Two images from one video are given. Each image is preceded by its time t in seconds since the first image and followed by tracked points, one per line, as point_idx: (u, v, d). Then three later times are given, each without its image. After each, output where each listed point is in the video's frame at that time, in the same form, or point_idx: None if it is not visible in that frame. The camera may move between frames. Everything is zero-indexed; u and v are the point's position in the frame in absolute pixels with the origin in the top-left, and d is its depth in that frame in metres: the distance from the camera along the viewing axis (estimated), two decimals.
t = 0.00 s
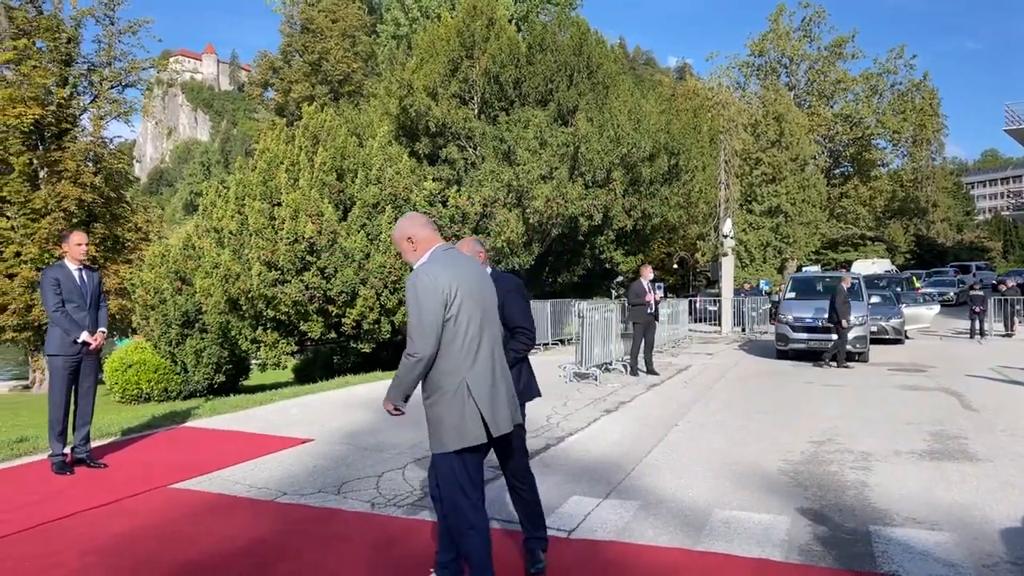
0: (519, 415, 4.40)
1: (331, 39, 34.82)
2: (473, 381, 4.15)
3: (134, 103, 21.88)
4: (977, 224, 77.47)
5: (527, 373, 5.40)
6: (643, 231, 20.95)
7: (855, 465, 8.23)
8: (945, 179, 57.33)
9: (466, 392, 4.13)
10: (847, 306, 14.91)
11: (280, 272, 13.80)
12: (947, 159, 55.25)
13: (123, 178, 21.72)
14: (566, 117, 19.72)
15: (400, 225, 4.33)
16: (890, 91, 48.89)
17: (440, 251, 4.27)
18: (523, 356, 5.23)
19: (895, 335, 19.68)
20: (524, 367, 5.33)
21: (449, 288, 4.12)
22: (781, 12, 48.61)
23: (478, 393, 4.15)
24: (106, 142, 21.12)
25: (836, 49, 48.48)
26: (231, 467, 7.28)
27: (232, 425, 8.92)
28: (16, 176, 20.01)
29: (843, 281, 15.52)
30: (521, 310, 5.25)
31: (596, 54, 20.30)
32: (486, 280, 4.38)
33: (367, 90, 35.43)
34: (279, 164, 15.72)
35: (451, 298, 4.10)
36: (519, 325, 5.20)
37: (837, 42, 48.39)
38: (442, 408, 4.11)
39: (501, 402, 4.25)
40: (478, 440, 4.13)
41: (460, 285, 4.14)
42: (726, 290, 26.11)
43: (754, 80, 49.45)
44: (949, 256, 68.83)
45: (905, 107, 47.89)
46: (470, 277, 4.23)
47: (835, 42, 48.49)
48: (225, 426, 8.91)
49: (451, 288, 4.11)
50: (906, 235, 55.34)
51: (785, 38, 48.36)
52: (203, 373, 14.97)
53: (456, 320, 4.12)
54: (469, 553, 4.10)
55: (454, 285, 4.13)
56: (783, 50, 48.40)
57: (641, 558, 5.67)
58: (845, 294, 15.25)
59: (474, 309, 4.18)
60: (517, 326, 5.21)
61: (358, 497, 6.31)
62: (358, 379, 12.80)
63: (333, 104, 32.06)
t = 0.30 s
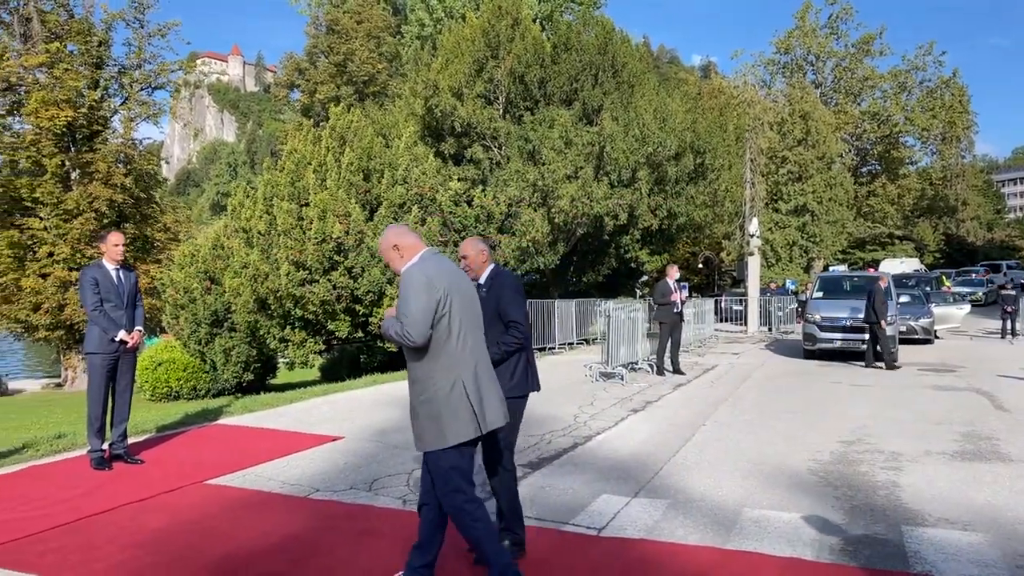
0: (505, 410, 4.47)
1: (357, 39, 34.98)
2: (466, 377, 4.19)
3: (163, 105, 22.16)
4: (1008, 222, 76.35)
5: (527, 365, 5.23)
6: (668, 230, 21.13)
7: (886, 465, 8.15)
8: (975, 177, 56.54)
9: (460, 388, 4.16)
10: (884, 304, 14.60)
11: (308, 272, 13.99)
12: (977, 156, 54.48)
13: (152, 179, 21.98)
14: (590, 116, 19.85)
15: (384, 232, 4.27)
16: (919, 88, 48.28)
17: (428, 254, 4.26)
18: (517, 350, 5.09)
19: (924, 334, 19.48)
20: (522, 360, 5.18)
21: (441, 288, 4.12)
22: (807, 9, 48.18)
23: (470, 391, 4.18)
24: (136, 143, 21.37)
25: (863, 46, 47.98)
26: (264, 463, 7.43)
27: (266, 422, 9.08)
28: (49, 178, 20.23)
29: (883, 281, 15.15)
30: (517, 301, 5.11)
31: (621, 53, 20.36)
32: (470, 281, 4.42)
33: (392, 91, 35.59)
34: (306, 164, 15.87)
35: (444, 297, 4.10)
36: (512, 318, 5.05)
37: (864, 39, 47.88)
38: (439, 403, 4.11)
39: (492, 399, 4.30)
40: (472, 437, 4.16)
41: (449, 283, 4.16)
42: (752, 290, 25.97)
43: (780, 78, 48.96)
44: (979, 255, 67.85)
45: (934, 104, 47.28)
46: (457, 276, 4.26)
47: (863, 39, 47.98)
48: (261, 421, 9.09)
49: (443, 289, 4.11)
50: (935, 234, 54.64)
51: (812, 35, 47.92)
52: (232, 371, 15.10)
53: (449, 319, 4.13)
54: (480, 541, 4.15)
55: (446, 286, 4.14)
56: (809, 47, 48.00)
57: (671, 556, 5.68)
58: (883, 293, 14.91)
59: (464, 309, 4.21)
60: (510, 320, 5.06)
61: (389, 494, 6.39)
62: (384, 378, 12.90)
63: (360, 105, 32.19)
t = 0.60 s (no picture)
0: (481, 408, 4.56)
1: (385, 40, 35.20)
2: (442, 371, 4.31)
3: (195, 106, 22.47)
4: None
5: (519, 370, 5.23)
6: (697, 229, 20.69)
7: (919, 466, 8.05)
8: (1010, 174, 55.57)
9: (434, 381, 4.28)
10: (928, 304, 14.45)
11: (337, 272, 14.09)
12: (1013, 152, 53.57)
13: (183, 180, 22.27)
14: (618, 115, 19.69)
15: (376, 228, 4.47)
16: (953, 84, 47.58)
17: (417, 251, 4.43)
18: (506, 354, 5.13)
19: (957, 334, 19.24)
20: (513, 365, 5.20)
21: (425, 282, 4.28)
22: (838, 5, 47.63)
23: (443, 382, 4.30)
24: (168, 145, 21.66)
25: (895, 42, 47.39)
26: (296, 461, 7.52)
27: (297, 421, 9.18)
28: (84, 179, 20.56)
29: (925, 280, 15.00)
30: (506, 308, 5.19)
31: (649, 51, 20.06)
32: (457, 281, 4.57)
33: (420, 92, 35.74)
34: (336, 165, 16.00)
35: (427, 292, 4.26)
36: (498, 324, 5.12)
37: (896, 35, 47.28)
38: (411, 391, 4.24)
39: (465, 394, 4.41)
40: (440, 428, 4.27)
41: (434, 279, 4.31)
42: (782, 289, 25.74)
43: (810, 74, 48.41)
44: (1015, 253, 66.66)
45: (969, 101, 46.56)
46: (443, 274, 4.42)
47: (895, 35, 47.38)
48: (293, 420, 9.19)
49: (428, 282, 4.27)
50: (969, 232, 53.76)
51: (843, 31, 47.36)
52: (262, 370, 15.27)
53: (430, 312, 4.27)
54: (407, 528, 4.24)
55: (431, 279, 4.30)
56: (840, 44, 47.45)
57: (700, 556, 5.66)
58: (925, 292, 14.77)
59: (447, 304, 4.35)
60: (498, 326, 5.13)
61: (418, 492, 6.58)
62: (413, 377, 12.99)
63: (391, 106, 32.42)
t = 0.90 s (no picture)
0: (463, 414, 4.58)
1: (416, 40, 35.39)
2: (420, 377, 4.36)
3: (229, 108, 22.80)
4: None
5: (498, 375, 5.15)
6: (729, 230, 21.38)
7: (957, 469, 7.91)
8: None
9: (412, 386, 4.33)
10: (976, 303, 14.20)
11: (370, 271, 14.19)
12: None
13: (218, 180, 22.60)
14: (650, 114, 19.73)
15: (366, 227, 4.57)
16: (992, 79, 46.77)
17: (404, 255, 4.53)
18: (480, 360, 5.08)
19: (996, 334, 18.96)
20: (492, 370, 5.12)
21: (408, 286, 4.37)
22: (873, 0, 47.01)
23: (422, 387, 4.35)
24: (204, 146, 21.97)
25: (933, 36, 46.71)
26: (331, 459, 7.62)
27: (331, 419, 9.29)
28: (122, 180, 20.91)
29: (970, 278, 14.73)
30: (482, 313, 5.12)
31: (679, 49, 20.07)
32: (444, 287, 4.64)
33: (450, 91, 35.86)
34: (367, 165, 16.18)
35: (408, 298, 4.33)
36: (474, 330, 5.08)
37: (934, 30, 46.61)
38: (388, 395, 4.31)
39: (446, 401, 4.43)
40: (418, 434, 4.29)
41: (416, 285, 4.37)
42: (816, 288, 25.46)
43: (845, 71, 47.86)
44: None
45: (1008, 96, 45.74)
46: (428, 279, 4.47)
47: (932, 29, 46.71)
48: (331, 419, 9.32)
49: (410, 288, 4.35)
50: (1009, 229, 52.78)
51: (879, 26, 46.64)
52: (296, 368, 15.43)
53: (410, 317, 4.34)
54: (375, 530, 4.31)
55: (413, 284, 4.38)
56: (876, 39, 46.81)
57: (733, 557, 5.62)
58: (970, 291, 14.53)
59: (428, 309, 4.42)
60: (473, 333, 5.10)
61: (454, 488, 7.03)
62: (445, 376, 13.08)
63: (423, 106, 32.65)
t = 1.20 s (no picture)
0: (445, 405, 4.69)
1: (450, 40, 35.51)
2: (402, 371, 4.47)
3: (265, 109, 23.20)
4: None
5: (495, 365, 5.46)
6: (766, 227, 21.09)
7: (1002, 471, 7.74)
8: None
9: (394, 379, 4.45)
10: None
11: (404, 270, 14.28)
12: None
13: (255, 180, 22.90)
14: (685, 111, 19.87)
15: (356, 221, 4.70)
16: None
17: (388, 250, 4.62)
18: (475, 352, 5.42)
19: None
20: (488, 361, 5.44)
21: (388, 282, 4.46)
22: None
23: (402, 382, 4.45)
24: (240, 146, 22.41)
25: (975, 30, 45.91)
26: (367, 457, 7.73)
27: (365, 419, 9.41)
28: (161, 181, 21.23)
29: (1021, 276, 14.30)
30: (477, 307, 5.44)
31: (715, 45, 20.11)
32: (428, 281, 4.72)
33: (484, 91, 35.94)
34: (402, 165, 15.93)
35: (388, 292, 4.43)
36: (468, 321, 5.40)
37: (976, 23, 45.80)
38: (371, 389, 4.43)
39: (425, 396, 4.54)
40: (396, 429, 4.42)
41: (396, 279, 4.47)
42: (855, 287, 25.12)
43: (884, 66, 47.20)
44: None
45: None
46: (410, 273, 4.57)
47: (975, 23, 45.90)
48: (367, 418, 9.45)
49: (390, 284, 4.43)
50: None
51: (919, 20, 46.05)
52: (332, 366, 15.58)
53: (390, 311, 4.44)
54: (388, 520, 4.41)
55: (393, 280, 4.46)
56: (917, 33, 46.07)
57: (770, 558, 5.56)
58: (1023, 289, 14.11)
59: (408, 305, 4.52)
60: (468, 326, 5.44)
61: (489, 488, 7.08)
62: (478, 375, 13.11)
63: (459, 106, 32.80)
